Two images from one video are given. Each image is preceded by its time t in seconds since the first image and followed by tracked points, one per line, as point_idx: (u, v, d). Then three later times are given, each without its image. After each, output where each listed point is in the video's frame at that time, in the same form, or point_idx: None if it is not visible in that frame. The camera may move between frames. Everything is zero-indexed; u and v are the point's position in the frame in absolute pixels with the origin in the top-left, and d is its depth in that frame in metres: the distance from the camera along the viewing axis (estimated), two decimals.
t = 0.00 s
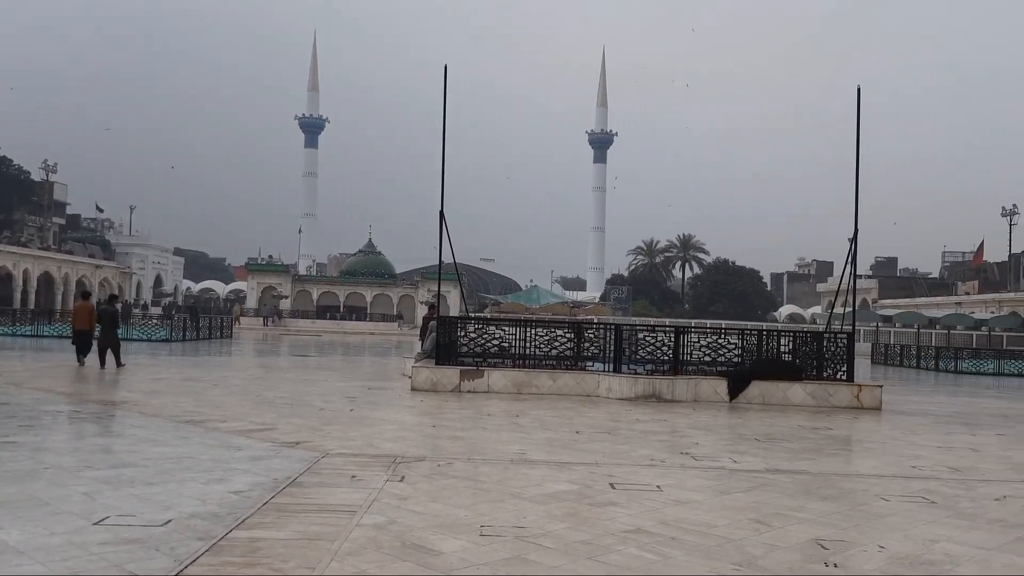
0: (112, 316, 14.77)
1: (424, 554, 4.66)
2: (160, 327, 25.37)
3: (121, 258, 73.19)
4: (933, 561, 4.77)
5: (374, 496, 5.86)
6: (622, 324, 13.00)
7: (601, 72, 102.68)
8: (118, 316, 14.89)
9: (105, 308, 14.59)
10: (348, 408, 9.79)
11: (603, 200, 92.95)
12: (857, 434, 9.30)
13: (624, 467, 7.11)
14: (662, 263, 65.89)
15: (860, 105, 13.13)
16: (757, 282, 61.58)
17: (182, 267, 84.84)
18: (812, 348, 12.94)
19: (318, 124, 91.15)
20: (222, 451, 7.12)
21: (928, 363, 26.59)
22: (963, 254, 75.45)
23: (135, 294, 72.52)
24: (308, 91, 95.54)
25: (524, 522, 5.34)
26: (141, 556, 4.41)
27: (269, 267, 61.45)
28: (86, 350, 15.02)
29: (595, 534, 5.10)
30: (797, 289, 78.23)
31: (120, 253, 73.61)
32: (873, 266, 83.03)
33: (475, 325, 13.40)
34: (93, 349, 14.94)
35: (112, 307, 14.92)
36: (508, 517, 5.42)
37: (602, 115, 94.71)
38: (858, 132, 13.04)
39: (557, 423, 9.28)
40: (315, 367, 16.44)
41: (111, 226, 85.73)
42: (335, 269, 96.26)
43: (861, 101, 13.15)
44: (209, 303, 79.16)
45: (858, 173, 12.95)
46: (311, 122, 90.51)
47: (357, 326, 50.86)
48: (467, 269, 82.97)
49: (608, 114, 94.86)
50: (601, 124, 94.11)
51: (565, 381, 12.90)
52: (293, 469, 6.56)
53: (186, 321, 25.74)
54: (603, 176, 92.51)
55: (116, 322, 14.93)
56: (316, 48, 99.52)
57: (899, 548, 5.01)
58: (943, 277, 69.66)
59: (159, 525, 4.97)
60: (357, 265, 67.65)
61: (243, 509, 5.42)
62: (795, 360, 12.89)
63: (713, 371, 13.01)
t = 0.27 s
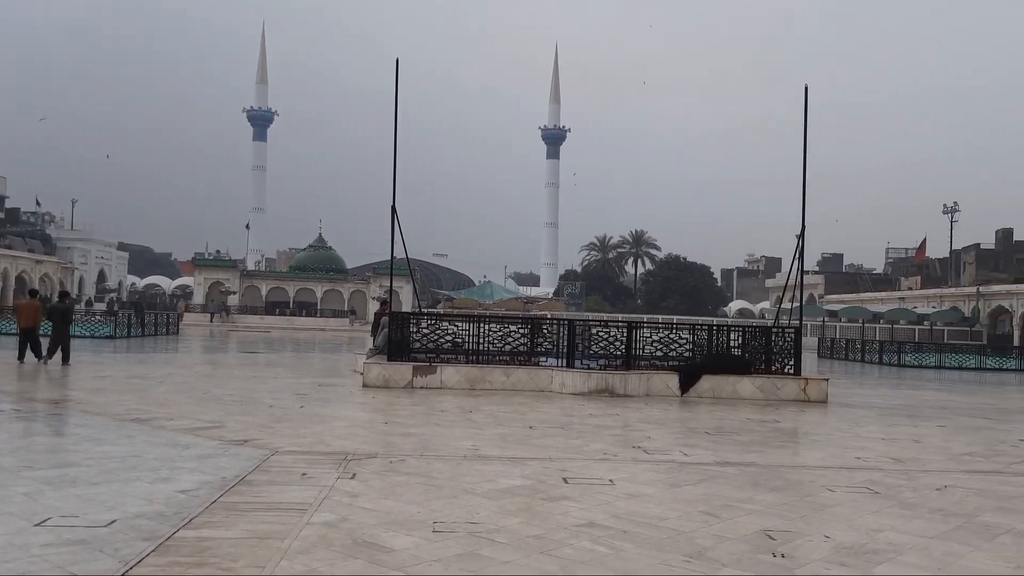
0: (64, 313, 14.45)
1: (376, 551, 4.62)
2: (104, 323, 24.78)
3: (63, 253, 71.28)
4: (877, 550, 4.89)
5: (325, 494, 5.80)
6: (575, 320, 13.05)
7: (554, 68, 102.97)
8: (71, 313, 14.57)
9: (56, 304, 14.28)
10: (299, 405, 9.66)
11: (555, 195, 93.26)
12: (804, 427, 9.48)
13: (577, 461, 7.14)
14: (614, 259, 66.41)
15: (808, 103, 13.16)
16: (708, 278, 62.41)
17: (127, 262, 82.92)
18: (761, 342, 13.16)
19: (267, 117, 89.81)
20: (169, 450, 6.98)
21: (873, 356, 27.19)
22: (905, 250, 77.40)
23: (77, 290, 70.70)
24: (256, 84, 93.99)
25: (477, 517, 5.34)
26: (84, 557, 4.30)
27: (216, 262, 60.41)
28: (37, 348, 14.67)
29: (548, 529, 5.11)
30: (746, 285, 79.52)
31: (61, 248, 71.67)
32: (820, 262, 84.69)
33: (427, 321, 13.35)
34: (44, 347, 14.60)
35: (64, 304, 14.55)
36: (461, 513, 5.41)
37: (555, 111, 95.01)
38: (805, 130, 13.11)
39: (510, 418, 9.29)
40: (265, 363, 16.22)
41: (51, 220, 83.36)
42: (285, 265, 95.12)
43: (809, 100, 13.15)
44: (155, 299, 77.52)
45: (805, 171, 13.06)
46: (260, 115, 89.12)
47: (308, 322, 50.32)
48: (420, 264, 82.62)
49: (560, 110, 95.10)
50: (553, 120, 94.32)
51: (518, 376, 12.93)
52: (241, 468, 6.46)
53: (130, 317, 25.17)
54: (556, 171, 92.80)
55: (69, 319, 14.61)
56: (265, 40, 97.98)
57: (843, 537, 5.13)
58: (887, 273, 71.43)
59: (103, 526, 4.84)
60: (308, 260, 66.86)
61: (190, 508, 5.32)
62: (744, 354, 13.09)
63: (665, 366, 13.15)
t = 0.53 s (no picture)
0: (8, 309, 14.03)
1: (325, 549, 4.57)
2: (43, 319, 24.09)
3: None
4: (822, 539, 4.99)
5: (273, 492, 5.71)
6: (527, 315, 13.05)
7: (506, 62, 102.89)
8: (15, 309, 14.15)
9: None
10: (246, 402, 9.50)
11: (507, 190, 93.28)
12: (752, 419, 9.63)
13: (528, 456, 7.16)
14: (566, 254, 66.68)
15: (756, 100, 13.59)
16: (658, 273, 63.06)
17: (67, 257, 80.72)
18: (710, 337, 13.33)
19: (213, 109, 88.17)
20: (111, 448, 6.81)
21: (818, 350, 27.74)
22: (849, 246, 79.22)
23: (14, 285, 68.59)
24: (202, 75, 92.16)
25: (428, 513, 5.31)
26: (22, 560, 4.17)
27: (161, 257, 59.14)
28: None
29: (500, 523, 5.11)
30: (695, 280, 80.55)
31: None
32: (767, 258, 86.18)
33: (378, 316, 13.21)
34: None
35: (9, 300, 14.06)
36: (412, 509, 5.38)
37: (507, 106, 94.97)
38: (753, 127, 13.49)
39: (461, 413, 9.26)
40: (211, 360, 15.92)
41: None
42: (232, 259, 93.56)
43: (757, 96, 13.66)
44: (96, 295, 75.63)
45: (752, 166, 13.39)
46: (205, 106, 87.43)
47: (256, 318, 49.61)
48: (370, 259, 81.97)
49: (512, 105, 95.08)
50: (505, 115, 94.25)
51: (470, 371, 12.89)
52: (186, 466, 6.33)
53: (71, 313, 24.52)
54: (508, 166, 92.81)
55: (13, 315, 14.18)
56: (211, 30, 96.11)
57: (789, 527, 5.22)
58: (832, 269, 73.00)
59: (42, 527, 4.70)
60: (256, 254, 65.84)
61: (133, 508, 5.19)
62: (693, 349, 13.25)
63: (616, 361, 13.24)
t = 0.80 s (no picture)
0: None
1: (272, 548, 4.50)
2: None
3: None
4: (767, 529, 5.09)
5: (219, 490, 5.61)
6: (478, 310, 13.05)
7: (456, 56, 102.50)
8: None
9: None
10: (191, 400, 9.31)
11: (458, 185, 92.97)
12: (699, 413, 9.77)
13: (479, 451, 7.15)
14: (517, 249, 66.74)
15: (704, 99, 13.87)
16: (608, 268, 63.58)
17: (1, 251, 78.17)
18: (659, 331, 13.49)
19: (155, 100, 86.15)
20: (49, 448, 6.62)
21: (764, 344, 28.25)
22: (794, 242, 80.80)
23: None
24: (144, 65, 89.97)
25: (377, 510, 5.27)
26: None
27: (101, 251, 57.55)
28: None
29: (450, 520, 5.09)
30: (645, 275, 81.35)
31: None
32: (714, 253, 87.39)
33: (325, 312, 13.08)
34: None
35: None
36: (361, 506, 5.33)
37: (457, 100, 94.64)
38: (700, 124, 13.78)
39: (411, 410, 9.21)
40: (154, 357, 15.58)
41: None
42: (176, 254, 91.61)
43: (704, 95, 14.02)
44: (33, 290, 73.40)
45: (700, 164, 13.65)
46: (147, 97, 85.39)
47: (200, 314, 48.68)
48: (318, 254, 81.04)
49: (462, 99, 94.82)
50: (455, 109, 93.91)
51: (420, 367, 12.84)
52: (128, 466, 6.18)
53: (6, 309, 23.76)
54: (458, 160, 92.51)
55: None
56: (152, 19, 93.87)
57: (737, 518, 5.30)
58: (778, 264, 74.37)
59: None
60: (199, 250, 64.61)
61: (72, 509, 5.05)
62: (643, 343, 13.40)
63: (567, 356, 13.32)
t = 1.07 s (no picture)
0: None
1: (217, 548, 4.42)
2: None
3: None
4: (715, 520, 5.16)
5: (163, 490, 5.49)
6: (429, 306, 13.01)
7: (406, 50, 101.83)
8: None
9: None
10: (134, 399, 9.11)
11: (409, 180, 92.45)
12: (649, 407, 9.87)
13: (429, 448, 7.12)
14: (468, 245, 66.61)
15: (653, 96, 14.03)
16: (559, 264, 63.85)
17: None
18: (610, 327, 13.59)
19: (95, 92, 83.98)
20: None
21: (713, 339, 28.66)
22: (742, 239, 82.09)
23: None
24: (83, 55, 87.62)
25: (326, 508, 5.22)
26: None
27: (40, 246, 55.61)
28: None
29: (400, 517, 5.06)
30: (596, 271, 81.88)
31: None
32: (664, 250, 88.34)
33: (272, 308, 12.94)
34: None
35: None
36: (309, 504, 5.28)
37: (407, 95, 94.05)
38: (649, 121, 13.97)
39: (361, 407, 9.14)
40: (95, 355, 15.19)
41: None
42: (118, 249, 89.48)
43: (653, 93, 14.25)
44: None
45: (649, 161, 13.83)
46: (87, 89, 83.22)
47: (143, 310, 47.67)
48: (266, 249, 79.94)
49: (413, 94, 94.26)
50: (405, 104, 93.32)
51: (370, 363, 12.75)
52: (68, 466, 6.02)
53: None
54: (409, 155, 91.96)
55: None
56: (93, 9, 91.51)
57: (685, 510, 5.37)
58: (726, 260, 75.45)
59: None
60: (141, 245, 63.07)
61: (9, 511, 4.90)
62: (594, 339, 13.48)
63: (518, 351, 13.35)
